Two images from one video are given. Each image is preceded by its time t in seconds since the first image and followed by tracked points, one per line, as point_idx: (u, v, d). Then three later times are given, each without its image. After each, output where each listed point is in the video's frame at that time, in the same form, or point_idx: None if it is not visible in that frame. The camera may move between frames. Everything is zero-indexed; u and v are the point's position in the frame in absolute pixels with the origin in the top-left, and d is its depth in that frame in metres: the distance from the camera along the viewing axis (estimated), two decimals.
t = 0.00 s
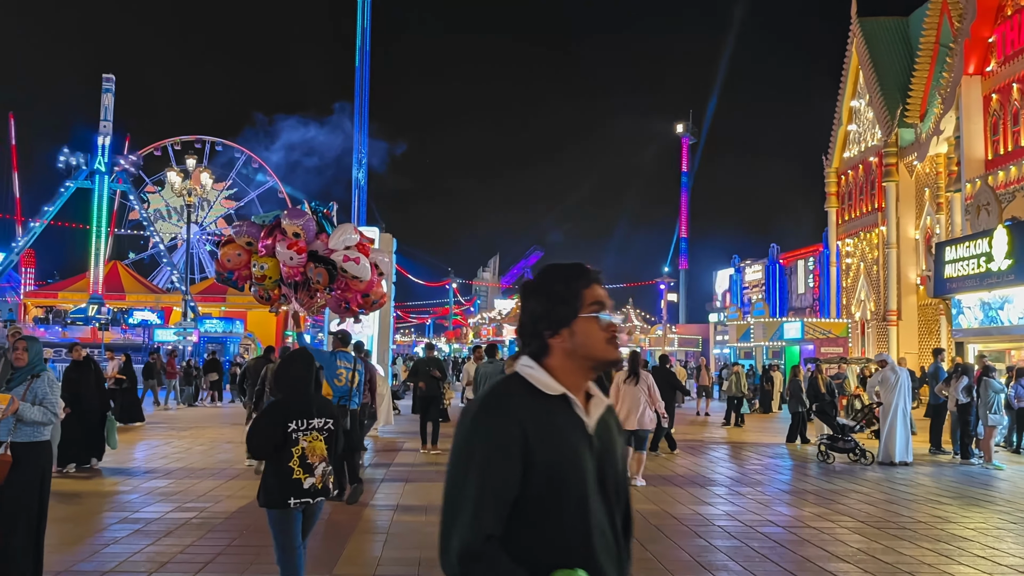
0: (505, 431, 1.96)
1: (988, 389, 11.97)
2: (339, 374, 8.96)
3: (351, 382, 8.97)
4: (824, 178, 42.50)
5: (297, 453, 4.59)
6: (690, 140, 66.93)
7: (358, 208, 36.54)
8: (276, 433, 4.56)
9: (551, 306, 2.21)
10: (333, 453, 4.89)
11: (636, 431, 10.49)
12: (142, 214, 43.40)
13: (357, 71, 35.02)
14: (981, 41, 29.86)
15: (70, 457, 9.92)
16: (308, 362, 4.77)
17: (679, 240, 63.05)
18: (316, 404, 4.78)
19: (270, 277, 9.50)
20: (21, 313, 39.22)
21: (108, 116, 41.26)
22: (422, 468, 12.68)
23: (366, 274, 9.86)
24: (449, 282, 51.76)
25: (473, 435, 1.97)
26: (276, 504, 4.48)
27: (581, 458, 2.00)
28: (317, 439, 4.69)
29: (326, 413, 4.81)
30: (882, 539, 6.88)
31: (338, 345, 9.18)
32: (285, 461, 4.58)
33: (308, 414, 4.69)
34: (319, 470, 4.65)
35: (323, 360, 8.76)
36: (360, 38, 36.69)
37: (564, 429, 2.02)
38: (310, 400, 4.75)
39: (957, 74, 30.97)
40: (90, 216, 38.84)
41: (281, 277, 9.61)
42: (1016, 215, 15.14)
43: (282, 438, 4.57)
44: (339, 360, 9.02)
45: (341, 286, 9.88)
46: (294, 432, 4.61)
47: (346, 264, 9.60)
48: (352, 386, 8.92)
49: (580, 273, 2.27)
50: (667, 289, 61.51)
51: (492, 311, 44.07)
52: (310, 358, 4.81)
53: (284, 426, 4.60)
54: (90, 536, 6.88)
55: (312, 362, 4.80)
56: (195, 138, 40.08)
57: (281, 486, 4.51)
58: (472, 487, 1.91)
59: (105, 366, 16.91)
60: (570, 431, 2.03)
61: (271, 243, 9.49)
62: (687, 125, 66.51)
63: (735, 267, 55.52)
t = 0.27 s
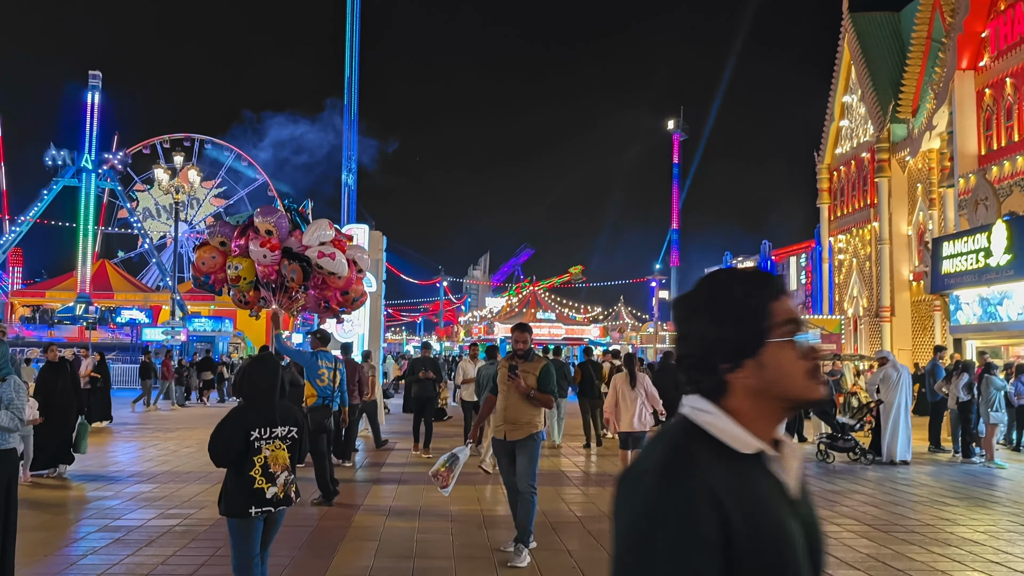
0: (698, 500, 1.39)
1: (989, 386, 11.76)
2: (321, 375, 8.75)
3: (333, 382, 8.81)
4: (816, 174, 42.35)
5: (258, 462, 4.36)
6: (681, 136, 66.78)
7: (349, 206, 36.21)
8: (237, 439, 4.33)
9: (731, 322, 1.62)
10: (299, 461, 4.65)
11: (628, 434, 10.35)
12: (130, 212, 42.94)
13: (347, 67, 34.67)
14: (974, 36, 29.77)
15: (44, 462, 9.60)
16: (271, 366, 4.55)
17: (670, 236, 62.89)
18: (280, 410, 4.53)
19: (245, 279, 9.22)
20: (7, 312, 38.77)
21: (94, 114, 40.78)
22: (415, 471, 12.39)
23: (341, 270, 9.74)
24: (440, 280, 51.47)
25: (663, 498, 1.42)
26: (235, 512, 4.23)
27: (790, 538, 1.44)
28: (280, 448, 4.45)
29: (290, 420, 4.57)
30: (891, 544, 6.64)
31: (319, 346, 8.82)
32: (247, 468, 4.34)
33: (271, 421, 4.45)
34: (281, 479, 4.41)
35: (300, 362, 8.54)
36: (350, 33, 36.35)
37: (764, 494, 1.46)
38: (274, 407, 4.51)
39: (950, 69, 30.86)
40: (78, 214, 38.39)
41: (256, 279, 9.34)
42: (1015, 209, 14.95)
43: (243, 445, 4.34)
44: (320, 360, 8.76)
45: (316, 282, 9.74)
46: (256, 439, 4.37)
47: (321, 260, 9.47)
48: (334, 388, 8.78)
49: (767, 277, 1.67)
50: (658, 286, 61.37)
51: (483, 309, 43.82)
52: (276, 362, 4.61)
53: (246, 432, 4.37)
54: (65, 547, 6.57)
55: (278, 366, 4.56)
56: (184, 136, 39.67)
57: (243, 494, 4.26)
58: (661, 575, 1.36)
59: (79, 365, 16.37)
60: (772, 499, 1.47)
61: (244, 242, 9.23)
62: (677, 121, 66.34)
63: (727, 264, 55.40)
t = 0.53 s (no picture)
0: None
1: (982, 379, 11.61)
2: (294, 370, 8.41)
3: (306, 378, 8.45)
4: (800, 168, 42.35)
5: (214, 452, 4.11)
6: (664, 131, 66.68)
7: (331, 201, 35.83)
8: (193, 429, 4.06)
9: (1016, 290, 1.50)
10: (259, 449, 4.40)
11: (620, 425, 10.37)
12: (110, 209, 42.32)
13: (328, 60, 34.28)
14: (957, 28, 29.73)
15: (11, 466, 9.30)
16: (229, 352, 4.26)
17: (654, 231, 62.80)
18: (238, 397, 4.26)
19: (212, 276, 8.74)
20: None
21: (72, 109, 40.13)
22: (401, 468, 12.11)
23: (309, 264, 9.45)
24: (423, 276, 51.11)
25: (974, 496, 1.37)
26: (188, 504, 4.02)
27: None
28: (238, 437, 4.19)
29: (249, 408, 4.30)
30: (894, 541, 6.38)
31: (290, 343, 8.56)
32: (202, 460, 4.09)
33: (228, 410, 4.18)
34: (239, 470, 4.17)
35: (274, 356, 8.22)
36: (331, 27, 35.95)
37: None
38: (233, 394, 4.23)
39: (933, 62, 30.85)
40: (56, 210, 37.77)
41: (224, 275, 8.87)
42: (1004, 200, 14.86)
43: (198, 436, 4.07)
44: (292, 356, 8.48)
45: (286, 277, 9.47)
46: (213, 429, 4.11)
47: (286, 253, 9.16)
48: (307, 383, 8.40)
49: None
50: (642, 281, 61.27)
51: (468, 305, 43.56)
52: (235, 349, 4.31)
53: (202, 421, 4.10)
54: (36, 551, 6.30)
55: (237, 352, 4.27)
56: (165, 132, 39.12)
57: (197, 486, 4.04)
58: None
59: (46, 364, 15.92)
60: None
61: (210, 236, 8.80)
62: (661, 116, 66.26)
63: (710, 259, 55.36)
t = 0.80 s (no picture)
0: None
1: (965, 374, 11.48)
2: (254, 374, 8.08)
3: (266, 383, 8.12)
4: (775, 164, 42.40)
5: (141, 469, 3.81)
6: (639, 129, 66.66)
7: (306, 200, 35.39)
8: (119, 447, 3.77)
9: None
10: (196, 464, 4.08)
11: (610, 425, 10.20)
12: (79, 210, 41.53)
13: (301, 58, 33.81)
14: (931, 23, 29.84)
15: None
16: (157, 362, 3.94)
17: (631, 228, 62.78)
18: (170, 411, 3.96)
19: (169, 276, 9.32)
20: None
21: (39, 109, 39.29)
22: (381, 471, 11.80)
23: (267, 265, 9.42)
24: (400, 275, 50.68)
25: None
26: (112, 522, 3.79)
27: None
28: (167, 454, 3.88)
29: (183, 422, 3.99)
30: (888, 542, 6.19)
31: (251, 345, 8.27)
32: (129, 478, 3.82)
33: (159, 425, 3.88)
34: (168, 488, 3.88)
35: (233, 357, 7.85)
36: (305, 24, 35.52)
37: None
38: (162, 408, 3.93)
39: (908, 57, 30.98)
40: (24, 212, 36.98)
41: (181, 275, 9.40)
42: (984, 194, 14.81)
43: (125, 454, 3.78)
44: (254, 359, 8.07)
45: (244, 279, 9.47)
46: (140, 446, 3.81)
47: (241, 256, 9.13)
48: (266, 387, 8.09)
49: None
50: (619, 279, 61.21)
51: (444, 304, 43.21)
52: (165, 361, 3.99)
53: (129, 438, 3.80)
54: None
55: (167, 365, 3.95)
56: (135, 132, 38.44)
57: (122, 503, 3.80)
58: None
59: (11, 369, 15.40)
60: None
61: (166, 240, 9.33)
62: (636, 114, 66.23)
63: (687, 255, 55.39)
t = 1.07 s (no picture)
0: None
1: (952, 368, 11.40)
2: (214, 379, 7.77)
3: (226, 388, 7.82)
4: (752, 162, 42.44)
5: (66, 471, 3.92)
6: (615, 128, 66.62)
7: (281, 203, 35.01)
8: (41, 450, 3.88)
9: None
10: (127, 466, 4.19)
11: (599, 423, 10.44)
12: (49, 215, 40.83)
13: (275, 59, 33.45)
14: (906, 20, 29.96)
15: None
16: (83, 363, 4.05)
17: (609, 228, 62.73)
18: (95, 412, 4.05)
19: (125, 277, 10.09)
20: None
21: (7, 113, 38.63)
22: (360, 477, 11.53)
23: (220, 264, 10.29)
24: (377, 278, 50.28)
25: None
26: (42, 527, 3.87)
27: None
28: (94, 455, 3.99)
29: (109, 424, 4.07)
30: (883, 543, 6.01)
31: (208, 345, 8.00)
32: (54, 480, 3.91)
33: (82, 426, 3.98)
34: (97, 489, 3.99)
35: (191, 360, 7.58)
36: (278, 24, 35.15)
37: None
38: (88, 409, 4.02)
39: (882, 54, 31.11)
40: None
41: (136, 276, 10.19)
42: (964, 187, 14.75)
43: (47, 456, 3.89)
44: (214, 362, 7.86)
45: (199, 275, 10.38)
46: (63, 447, 3.91)
47: (194, 255, 9.97)
48: (227, 393, 7.77)
49: None
50: (598, 279, 61.11)
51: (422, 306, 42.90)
52: (94, 362, 4.10)
53: (51, 440, 3.90)
54: None
55: (93, 366, 4.05)
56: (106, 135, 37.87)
57: (48, 506, 3.90)
58: None
59: None
60: None
61: (120, 242, 10.14)
62: (613, 113, 66.19)
63: (665, 254, 55.38)
